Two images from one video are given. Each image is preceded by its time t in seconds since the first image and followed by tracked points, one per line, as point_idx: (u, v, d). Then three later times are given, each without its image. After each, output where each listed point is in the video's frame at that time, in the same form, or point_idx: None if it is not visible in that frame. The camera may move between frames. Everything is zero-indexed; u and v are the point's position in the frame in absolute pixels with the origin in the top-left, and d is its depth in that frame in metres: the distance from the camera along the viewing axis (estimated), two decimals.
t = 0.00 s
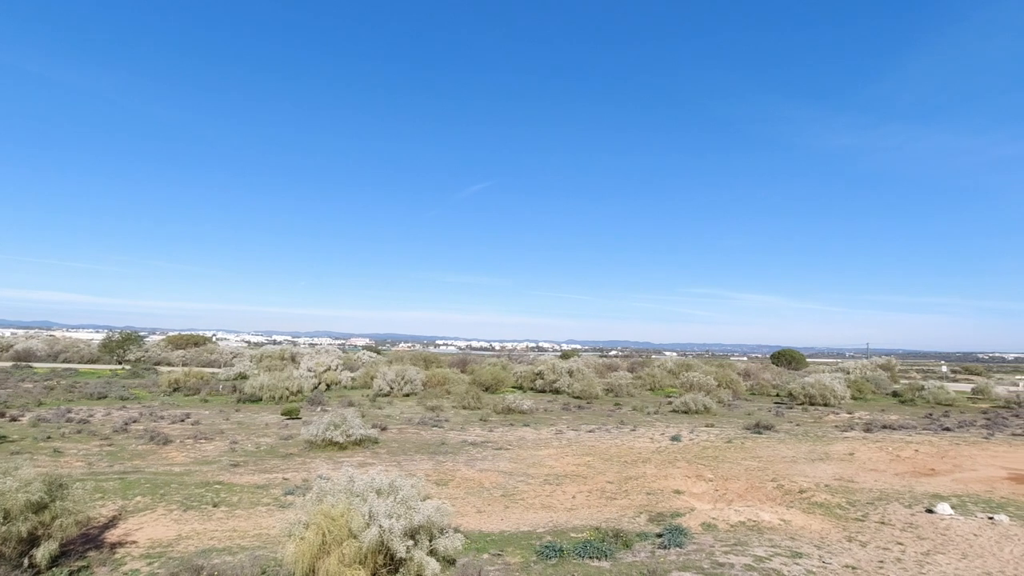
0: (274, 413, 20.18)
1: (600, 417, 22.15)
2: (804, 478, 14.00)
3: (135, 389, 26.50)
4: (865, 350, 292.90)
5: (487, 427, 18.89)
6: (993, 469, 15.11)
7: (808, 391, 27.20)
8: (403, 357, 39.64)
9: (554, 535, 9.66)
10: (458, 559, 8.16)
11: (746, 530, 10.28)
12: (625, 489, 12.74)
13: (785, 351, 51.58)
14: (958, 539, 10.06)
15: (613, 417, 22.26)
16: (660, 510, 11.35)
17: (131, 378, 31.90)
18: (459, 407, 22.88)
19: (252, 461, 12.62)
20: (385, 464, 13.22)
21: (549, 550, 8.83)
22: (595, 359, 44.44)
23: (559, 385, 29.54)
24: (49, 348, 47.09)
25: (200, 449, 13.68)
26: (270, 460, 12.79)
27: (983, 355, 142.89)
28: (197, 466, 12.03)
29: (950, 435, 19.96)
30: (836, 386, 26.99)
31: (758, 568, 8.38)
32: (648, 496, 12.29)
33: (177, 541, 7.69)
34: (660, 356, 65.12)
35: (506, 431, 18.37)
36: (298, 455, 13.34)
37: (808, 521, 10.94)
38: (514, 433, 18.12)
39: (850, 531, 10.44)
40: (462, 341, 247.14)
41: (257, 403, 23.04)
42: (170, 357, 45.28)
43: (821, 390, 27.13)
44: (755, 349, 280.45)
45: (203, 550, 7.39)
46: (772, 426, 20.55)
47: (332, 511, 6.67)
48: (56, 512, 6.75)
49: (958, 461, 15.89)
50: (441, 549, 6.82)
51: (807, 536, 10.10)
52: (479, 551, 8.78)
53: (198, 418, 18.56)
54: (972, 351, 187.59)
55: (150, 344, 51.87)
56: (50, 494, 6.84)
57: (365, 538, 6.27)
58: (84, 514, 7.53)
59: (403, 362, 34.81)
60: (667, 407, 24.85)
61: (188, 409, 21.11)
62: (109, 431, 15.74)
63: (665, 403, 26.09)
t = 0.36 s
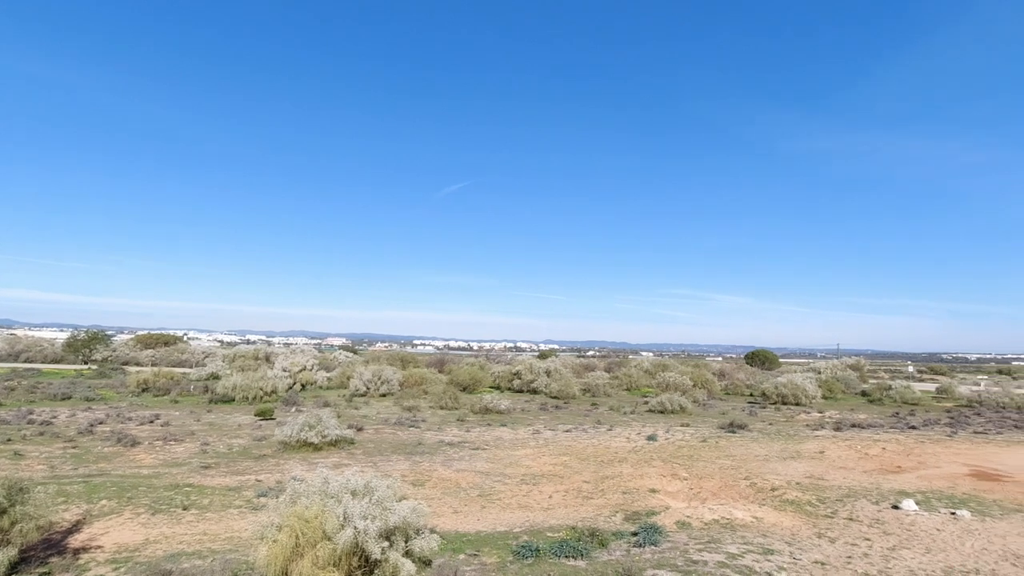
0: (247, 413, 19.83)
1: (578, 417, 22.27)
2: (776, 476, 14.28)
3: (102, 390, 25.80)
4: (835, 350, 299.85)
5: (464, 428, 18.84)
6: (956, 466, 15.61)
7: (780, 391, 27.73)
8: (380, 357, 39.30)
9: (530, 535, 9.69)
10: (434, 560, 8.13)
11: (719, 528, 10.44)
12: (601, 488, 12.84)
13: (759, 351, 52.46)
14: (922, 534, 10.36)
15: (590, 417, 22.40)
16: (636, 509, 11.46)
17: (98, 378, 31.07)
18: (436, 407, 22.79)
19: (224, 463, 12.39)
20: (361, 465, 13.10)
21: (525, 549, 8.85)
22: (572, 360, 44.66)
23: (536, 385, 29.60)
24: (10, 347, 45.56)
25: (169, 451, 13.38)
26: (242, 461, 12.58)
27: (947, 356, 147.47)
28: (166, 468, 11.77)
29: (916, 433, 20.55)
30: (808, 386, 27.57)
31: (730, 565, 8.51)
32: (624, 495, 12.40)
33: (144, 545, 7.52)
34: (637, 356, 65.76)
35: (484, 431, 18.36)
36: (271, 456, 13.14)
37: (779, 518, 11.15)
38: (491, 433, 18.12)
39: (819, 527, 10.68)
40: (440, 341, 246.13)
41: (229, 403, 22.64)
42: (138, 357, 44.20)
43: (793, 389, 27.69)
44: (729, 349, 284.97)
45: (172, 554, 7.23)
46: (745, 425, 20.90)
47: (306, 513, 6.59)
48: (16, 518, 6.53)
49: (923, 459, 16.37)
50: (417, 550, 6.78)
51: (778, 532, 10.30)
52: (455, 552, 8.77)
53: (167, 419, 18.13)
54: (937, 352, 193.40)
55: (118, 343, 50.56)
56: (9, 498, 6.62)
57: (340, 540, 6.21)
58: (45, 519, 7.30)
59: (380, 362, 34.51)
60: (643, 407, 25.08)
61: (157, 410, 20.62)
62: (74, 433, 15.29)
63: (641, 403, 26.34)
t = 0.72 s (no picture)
0: (215, 414, 19.40)
1: (552, 416, 22.38)
2: (745, 473, 14.57)
3: (62, 390, 24.95)
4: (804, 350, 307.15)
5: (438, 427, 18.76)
6: (916, 462, 16.16)
7: (750, 390, 28.29)
8: (353, 356, 38.85)
9: (504, 534, 9.70)
10: (406, 560, 8.08)
11: (689, 525, 10.61)
12: (575, 487, 12.93)
13: (730, 350, 53.40)
14: (884, 528, 10.69)
15: (564, 416, 22.52)
16: (608, 507, 11.57)
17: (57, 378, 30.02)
18: (410, 407, 22.65)
19: (190, 465, 12.10)
20: (333, 466, 12.95)
21: (498, 549, 8.87)
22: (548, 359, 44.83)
23: (511, 384, 29.63)
24: None
25: (133, 453, 13.01)
26: (210, 463, 12.31)
27: (909, 355, 152.35)
28: (129, 470, 11.45)
29: (879, 430, 21.20)
30: (776, 385, 28.19)
31: (700, 561, 8.65)
32: (597, 493, 12.52)
33: (105, 550, 7.31)
34: (611, 356, 66.39)
35: (458, 431, 18.31)
36: (240, 458, 12.89)
37: (748, 515, 11.39)
38: (466, 433, 18.08)
39: (786, 523, 10.93)
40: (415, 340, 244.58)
41: (197, 403, 22.13)
42: (101, 356, 42.84)
43: (763, 388, 28.27)
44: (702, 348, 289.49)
45: (134, 559, 7.04)
46: (716, 424, 21.26)
47: (276, 515, 6.49)
48: None
49: (885, 456, 16.88)
50: (389, 551, 6.74)
51: (746, 529, 10.52)
52: (428, 552, 8.74)
53: (131, 420, 17.63)
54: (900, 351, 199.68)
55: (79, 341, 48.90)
56: None
57: (310, 542, 6.13)
58: None
59: (353, 361, 34.08)
60: (617, 406, 25.32)
61: (120, 410, 20.04)
62: (31, 435, 14.75)
63: (614, 402, 26.57)
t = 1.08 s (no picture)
0: (183, 415, 18.96)
1: (528, 415, 22.44)
2: (717, 471, 14.82)
3: (20, 391, 24.10)
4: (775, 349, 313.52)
5: (413, 427, 18.64)
6: (881, 459, 16.64)
7: (723, 389, 28.77)
8: (327, 355, 38.39)
9: (478, 533, 9.70)
10: (379, 561, 8.02)
11: (663, 522, 10.75)
12: (550, 486, 12.99)
13: (704, 350, 54.21)
14: (849, 523, 10.98)
15: (540, 415, 22.60)
16: (583, 505, 11.65)
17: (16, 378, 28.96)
18: (385, 407, 22.47)
19: (157, 466, 11.82)
20: (306, 467, 12.78)
21: (473, 548, 8.86)
22: (524, 359, 44.95)
23: (487, 384, 29.62)
24: None
25: (97, 455, 12.65)
26: (178, 464, 12.04)
27: (875, 355, 156.72)
28: (92, 473, 11.12)
29: (846, 428, 21.78)
30: (748, 384, 28.73)
31: (672, 558, 8.77)
32: (572, 492, 12.59)
33: (67, 556, 7.09)
34: (587, 356, 66.82)
35: (434, 431, 18.23)
36: (209, 459, 12.63)
37: (720, 512, 11.58)
38: (441, 433, 18.01)
39: (757, 519, 11.14)
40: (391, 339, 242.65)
41: (165, 404, 21.61)
42: (63, 356, 41.46)
43: (735, 387, 28.79)
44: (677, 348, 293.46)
45: (97, 564, 6.85)
46: (690, 422, 21.55)
47: (246, 517, 6.38)
48: None
49: (852, 453, 17.34)
50: (362, 552, 6.67)
51: (718, 525, 10.70)
52: (402, 553, 8.68)
53: (94, 422, 17.12)
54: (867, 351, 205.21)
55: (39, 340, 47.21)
56: None
57: (281, 544, 6.04)
58: None
59: (327, 360, 33.66)
60: (592, 405, 25.51)
61: (84, 411, 19.45)
62: None
63: (590, 401, 26.75)
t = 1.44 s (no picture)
0: (153, 416, 18.53)
1: (506, 415, 22.47)
2: (692, 469, 15.03)
3: None
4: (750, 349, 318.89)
5: (390, 427, 18.51)
6: (850, 456, 17.06)
7: (699, 388, 29.18)
8: (303, 355, 37.89)
9: (455, 534, 9.69)
10: (355, 563, 7.94)
11: (639, 520, 10.87)
12: (528, 485, 13.03)
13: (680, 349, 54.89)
14: (820, 519, 11.23)
15: (518, 415, 22.63)
16: (560, 504, 11.72)
17: None
18: (362, 407, 22.26)
19: (125, 469, 11.52)
20: (280, 468, 12.61)
21: (450, 549, 8.84)
22: (502, 358, 45.00)
23: (465, 383, 29.57)
24: None
25: (61, 458, 12.28)
26: (146, 467, 11.76)
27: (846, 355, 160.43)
28: (56, 476, 10.80)
29: (817, 426, 22.27)
30: (723, 383, 29.20)
31: (648, 556, 8.87)
32: (549, 491, 12.65)
33: (28, 562, 6.89)
34: (565, 355, 67.12)
35: (411, 430, 18.14)
36: (179, 461, 12.37)
37: (694, 509, 11.75)
38: (419, 433, 17.93)
39: (730, 516, 11.33)
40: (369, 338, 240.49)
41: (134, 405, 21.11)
42: (25, 355, 40.15)
43: (710, 386, 29.23)
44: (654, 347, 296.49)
45: (61, 570, 6.67)
46: (666, 421, 21.81)
47: (218, 519, 6.27)
48: None
49: (823, 450, 17.73)
50: (337, 553, 6.61)
51: (693, 523, 10.85)
52: (378, 554, 8.62)
53: (59, 423, 16.62)
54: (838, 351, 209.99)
55: None
56: None
57: (253, 546, 5.95)
58: None
59: (302, 360, 33.20)
60: (570, 405, 25.66)
61: (48, 413, 18.89)
62: None
63: (568, 400, 26.89)
